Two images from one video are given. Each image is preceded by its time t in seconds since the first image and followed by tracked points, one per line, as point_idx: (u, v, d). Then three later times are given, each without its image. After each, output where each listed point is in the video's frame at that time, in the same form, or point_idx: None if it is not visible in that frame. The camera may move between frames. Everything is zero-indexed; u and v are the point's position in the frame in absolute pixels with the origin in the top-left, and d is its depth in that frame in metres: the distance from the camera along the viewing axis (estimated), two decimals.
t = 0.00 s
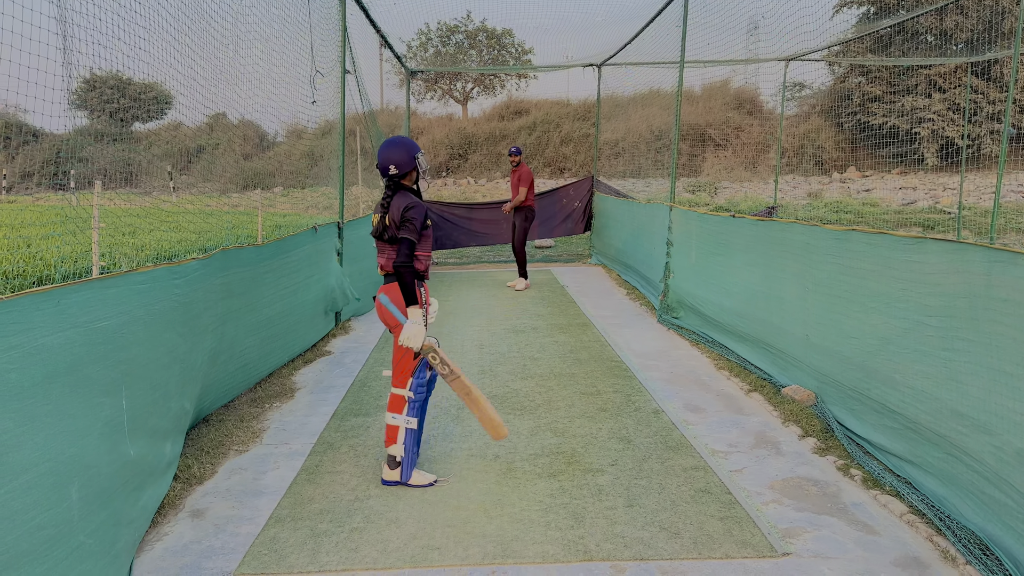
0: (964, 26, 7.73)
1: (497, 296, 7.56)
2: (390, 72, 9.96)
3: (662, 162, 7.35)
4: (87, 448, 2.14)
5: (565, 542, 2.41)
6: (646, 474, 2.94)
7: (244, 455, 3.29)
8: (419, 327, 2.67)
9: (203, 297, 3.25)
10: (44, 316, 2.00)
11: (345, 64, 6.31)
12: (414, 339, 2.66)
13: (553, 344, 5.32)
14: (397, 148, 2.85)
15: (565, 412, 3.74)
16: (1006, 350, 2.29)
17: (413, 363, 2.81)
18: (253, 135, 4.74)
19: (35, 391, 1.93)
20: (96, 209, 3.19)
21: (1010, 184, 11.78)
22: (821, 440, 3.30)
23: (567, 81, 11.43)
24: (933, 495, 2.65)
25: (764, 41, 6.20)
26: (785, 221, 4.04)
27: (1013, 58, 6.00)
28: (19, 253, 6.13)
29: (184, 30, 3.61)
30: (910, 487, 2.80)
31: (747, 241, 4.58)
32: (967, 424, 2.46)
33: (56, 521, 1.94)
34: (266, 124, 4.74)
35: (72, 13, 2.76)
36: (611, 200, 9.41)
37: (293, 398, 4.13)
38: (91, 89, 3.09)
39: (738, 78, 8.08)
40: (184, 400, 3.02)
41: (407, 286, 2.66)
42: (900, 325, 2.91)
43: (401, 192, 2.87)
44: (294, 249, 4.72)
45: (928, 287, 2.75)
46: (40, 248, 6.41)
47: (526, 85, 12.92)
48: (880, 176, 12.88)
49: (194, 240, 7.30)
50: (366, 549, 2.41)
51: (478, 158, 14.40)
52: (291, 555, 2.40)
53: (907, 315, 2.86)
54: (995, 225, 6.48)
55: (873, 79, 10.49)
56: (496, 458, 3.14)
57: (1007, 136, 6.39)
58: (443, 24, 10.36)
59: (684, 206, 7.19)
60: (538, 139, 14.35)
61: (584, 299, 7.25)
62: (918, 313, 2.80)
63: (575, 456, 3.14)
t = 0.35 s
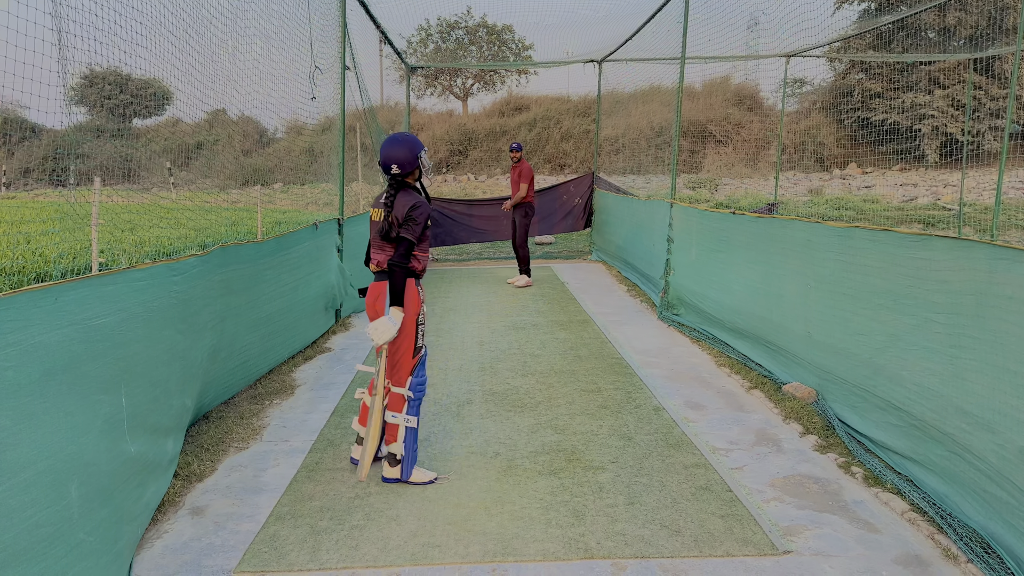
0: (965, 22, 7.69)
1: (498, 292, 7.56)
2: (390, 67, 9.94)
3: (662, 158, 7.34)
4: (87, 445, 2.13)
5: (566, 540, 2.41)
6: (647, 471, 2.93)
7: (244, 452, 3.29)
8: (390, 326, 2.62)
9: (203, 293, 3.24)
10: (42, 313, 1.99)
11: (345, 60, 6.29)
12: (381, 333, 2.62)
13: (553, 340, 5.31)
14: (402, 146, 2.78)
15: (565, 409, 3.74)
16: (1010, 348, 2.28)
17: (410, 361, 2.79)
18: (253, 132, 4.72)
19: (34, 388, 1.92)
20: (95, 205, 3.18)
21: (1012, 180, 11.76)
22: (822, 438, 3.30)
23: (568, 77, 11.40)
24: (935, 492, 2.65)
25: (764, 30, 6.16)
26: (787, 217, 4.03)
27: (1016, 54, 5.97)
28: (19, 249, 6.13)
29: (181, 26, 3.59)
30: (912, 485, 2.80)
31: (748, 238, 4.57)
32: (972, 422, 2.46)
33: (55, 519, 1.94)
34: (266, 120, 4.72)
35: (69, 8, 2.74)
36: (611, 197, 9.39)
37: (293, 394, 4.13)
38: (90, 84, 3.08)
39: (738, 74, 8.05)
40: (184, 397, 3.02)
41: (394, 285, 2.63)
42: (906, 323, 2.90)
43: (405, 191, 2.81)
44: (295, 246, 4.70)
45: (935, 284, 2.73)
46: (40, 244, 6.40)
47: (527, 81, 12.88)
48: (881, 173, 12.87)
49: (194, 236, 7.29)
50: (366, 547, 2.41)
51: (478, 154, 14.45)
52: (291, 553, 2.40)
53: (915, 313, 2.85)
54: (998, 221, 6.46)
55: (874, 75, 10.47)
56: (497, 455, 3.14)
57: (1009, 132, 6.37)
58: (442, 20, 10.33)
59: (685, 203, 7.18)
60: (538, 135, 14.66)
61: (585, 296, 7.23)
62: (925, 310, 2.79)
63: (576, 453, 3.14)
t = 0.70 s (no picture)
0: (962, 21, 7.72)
1: (495, 289, 7.56)
2: (388, 64, 9.92)
3: (660, 155, 7.35)
4: (82, 444, 2.12)
5: (563, 538, 2.40)
6: (645, 469, 2.93)
7: (241, 450, 3.28)
8: (368, 327, 2.58)
9: (199, 291, 3.23)
10: (36, 310, 1.97)
11: (342, 58, 6.28)
12: (359, 336, 2.59)
13: (550, 338, 5.31)
14: (366, 142, 2.73)
15: (563, 406, 3.74)
16: (1009, 345, 2.28)
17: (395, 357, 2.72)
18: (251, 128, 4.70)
19: (28, 387, 1.90)
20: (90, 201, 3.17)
21: (1008, 177, 11.79)
22: (820, 435, 3.30)
23: (566, 74, 11.41)
24: (933, 490, 2.66)
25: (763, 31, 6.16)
26: (783, 215, 4.03)
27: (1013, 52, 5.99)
28: (14, 246, 6.11)
29: (178, 22, 3.59)
30: (910, 482, 2.80)
31: (745, 235, 4.57)
32: (969, 420, 2.46)
33: (50, 518, 1.92)
34: (263, 117, 4.70)
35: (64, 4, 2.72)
36: (609, 194, 9.39)
37: (290, 392, 4.12)
38: (86, 81, 3.07)
39: (736, 72, 8.06)
40: (180, 395, 3.00)
41: (364, 283, 2.64)
42: (902, 321, 2.91)
43: (371, 187, 2.77)
44: (292, 243, 4.69)
45: (932, 282, 2.73)
46: (35, 241, 6.38)
47: (524, 78, 12.87)
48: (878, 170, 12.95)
49: (191, 233, 7.28)
50: (364, 545, 2.40)
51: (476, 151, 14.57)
52: (288, 551, 2.39)
53: (912, 311, 2.84)
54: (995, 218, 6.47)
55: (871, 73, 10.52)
56: (495, 453, 3.13)
57: (1006, 130, 6.39)
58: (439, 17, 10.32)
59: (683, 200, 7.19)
60: (536, 132, 14.84)
61: (582, 293, 7.23)
62: (922, 308, 2.79)
63: (573, 450, 3.14)
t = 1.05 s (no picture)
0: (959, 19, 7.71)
1: (492, 287, 7.53)
2: (384, 60, 9.87)
3: (657, 153, 7.34)
4: (71, 444, 2.09)
5: (560, 539, 2.38)
6: (642, 469, 2.91)
7: (234, 449, 3.24)
8: (339, 326, 2.50)
9: (190, 289, 3.20)
10: (22, 309, 1.93)
11: (337, 53, 6.24)
12: (330, 336, 2.49)
13: (547, 336, 5.29)
14: (328, 140, 2.62)
15: (560, 405, 3.71)
16: (1008, 347, 2.26)
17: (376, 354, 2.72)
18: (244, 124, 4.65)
19: (14, 387, 1.87)
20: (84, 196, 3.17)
21: (1005, 177, 11.80)
22: (818, 435, 3.28)
23: (563, 71, 11.38)
24: (931, 491, 2.64)
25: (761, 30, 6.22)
26: (777, 214, 4.00)
27: (1012, 51, 5.97)
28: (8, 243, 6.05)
29: (168, 16, 3.55)
30: (908, 484, 2.79)
31: (739, 234, 4.55)
32: (966, 421, 2.44)
33: (38, 519, 1.89)
34: (258, 112, 4.68)
35: None
36: (605, 191, 9.36)
37: (285, 390, 4.09)
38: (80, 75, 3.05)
39: (733, 69, 8.05)
40: (171, 394, 2.97)
41: (331, 285, 2.47)
42: (895, 322, 2.89)
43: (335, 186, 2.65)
44: (284, 239, 4.64)
45: (927, 283, 2.72)
46: (29, 238, 6.33)
47: (521, 74, 12.82)
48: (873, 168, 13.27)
49: (186, 229, 7.23)
50: (358, 547, 2.37)
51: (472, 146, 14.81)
52: (282, 553, 2.36)
53: (905, 311, 2.83)
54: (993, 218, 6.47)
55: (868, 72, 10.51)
56: (492, 453, 3.11)
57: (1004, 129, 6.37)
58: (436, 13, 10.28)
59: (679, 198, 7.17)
60: (533, 129, 14.90)
61: (579, 291, 7.21)
62: (916, 308, 2.77)
63: (570, 450, 3.11)
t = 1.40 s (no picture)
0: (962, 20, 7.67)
1: (489, 285, 7.46)
2: (383, 56, 9.79)
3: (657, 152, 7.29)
4: (51, 447, 2.01)
5: (558, 548, 2.31)
6: (642, 475, 2.84)
7: (224, 451, 3.17)
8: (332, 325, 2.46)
9: (180, 287, 3.12)
10: None
11: (334, 48, 6.15)
12: (325, 335, 2.44)
13: (545, 336, 5.21)
14: (306, 134, 2.50)
15: (558, 408, 3.64)
16: (1018, 353, 2.19)
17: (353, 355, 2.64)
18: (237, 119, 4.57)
19: None
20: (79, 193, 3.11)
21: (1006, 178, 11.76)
22: (821, 441, 3.21)
23: (563, 69, 11.31)
24: (938, 500, 2.58)
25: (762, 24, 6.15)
26: (781, 214, 3.93)
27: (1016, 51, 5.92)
28: None
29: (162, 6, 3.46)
30: (914, 492, 2.72)
31: (741, 234, 4.48)
32: (974, 429, 2.38)
33: (15, 526, 1.82)
34: (255, 107, 4.59)
35: None
36: (604, 189, 9.29)
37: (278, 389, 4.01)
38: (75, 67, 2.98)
39: (734, 68, 7.99)
40: (160, 395, 2.90)
41: (320, 287, 2.43)
42: (900, 326, 2.83)
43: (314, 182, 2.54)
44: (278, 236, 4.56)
45: (933, 287, 2.65)
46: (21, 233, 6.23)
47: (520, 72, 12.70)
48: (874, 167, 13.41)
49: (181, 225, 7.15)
50: (349, 555, 2.30)
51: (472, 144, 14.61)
52: (270, 560, 2.29)
53: (911, 315, 2.76)
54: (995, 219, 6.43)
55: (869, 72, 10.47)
56: (487, 456, 3.04)
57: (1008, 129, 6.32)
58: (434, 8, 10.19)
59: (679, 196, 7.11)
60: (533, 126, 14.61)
61: (577, 290, 7.14)
62: (922, 313, 2.70)
63: (569, 455, 3.04)
